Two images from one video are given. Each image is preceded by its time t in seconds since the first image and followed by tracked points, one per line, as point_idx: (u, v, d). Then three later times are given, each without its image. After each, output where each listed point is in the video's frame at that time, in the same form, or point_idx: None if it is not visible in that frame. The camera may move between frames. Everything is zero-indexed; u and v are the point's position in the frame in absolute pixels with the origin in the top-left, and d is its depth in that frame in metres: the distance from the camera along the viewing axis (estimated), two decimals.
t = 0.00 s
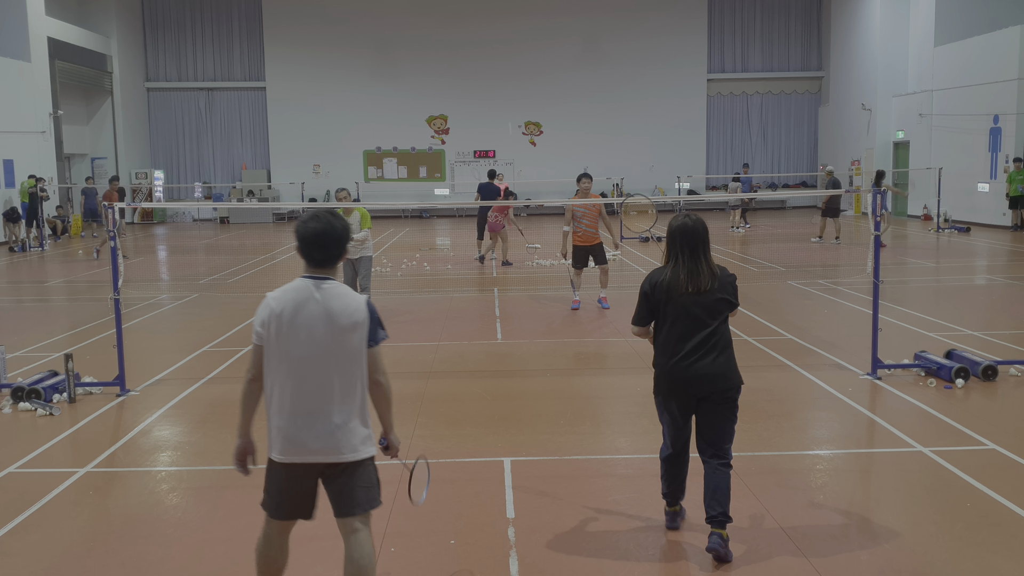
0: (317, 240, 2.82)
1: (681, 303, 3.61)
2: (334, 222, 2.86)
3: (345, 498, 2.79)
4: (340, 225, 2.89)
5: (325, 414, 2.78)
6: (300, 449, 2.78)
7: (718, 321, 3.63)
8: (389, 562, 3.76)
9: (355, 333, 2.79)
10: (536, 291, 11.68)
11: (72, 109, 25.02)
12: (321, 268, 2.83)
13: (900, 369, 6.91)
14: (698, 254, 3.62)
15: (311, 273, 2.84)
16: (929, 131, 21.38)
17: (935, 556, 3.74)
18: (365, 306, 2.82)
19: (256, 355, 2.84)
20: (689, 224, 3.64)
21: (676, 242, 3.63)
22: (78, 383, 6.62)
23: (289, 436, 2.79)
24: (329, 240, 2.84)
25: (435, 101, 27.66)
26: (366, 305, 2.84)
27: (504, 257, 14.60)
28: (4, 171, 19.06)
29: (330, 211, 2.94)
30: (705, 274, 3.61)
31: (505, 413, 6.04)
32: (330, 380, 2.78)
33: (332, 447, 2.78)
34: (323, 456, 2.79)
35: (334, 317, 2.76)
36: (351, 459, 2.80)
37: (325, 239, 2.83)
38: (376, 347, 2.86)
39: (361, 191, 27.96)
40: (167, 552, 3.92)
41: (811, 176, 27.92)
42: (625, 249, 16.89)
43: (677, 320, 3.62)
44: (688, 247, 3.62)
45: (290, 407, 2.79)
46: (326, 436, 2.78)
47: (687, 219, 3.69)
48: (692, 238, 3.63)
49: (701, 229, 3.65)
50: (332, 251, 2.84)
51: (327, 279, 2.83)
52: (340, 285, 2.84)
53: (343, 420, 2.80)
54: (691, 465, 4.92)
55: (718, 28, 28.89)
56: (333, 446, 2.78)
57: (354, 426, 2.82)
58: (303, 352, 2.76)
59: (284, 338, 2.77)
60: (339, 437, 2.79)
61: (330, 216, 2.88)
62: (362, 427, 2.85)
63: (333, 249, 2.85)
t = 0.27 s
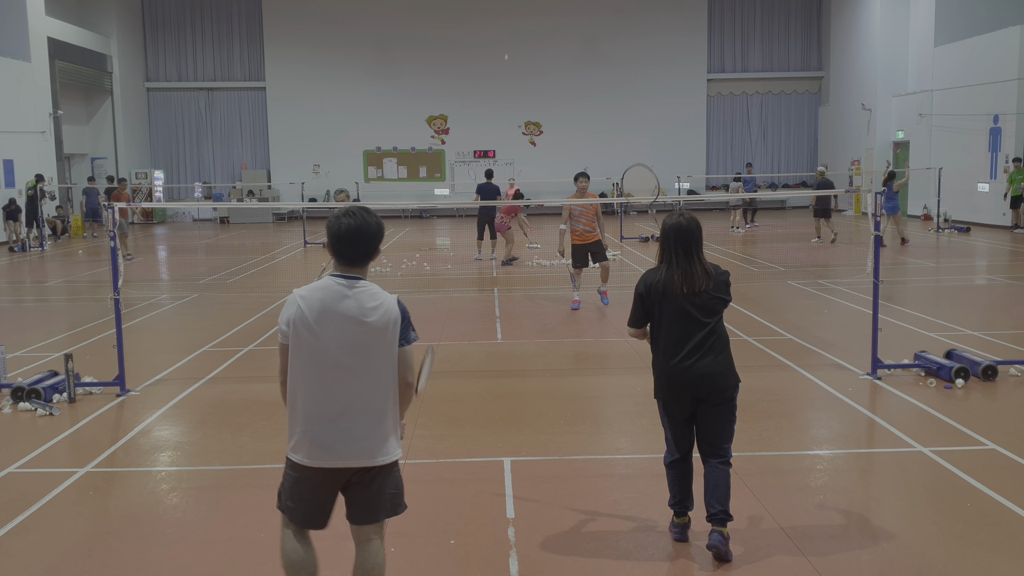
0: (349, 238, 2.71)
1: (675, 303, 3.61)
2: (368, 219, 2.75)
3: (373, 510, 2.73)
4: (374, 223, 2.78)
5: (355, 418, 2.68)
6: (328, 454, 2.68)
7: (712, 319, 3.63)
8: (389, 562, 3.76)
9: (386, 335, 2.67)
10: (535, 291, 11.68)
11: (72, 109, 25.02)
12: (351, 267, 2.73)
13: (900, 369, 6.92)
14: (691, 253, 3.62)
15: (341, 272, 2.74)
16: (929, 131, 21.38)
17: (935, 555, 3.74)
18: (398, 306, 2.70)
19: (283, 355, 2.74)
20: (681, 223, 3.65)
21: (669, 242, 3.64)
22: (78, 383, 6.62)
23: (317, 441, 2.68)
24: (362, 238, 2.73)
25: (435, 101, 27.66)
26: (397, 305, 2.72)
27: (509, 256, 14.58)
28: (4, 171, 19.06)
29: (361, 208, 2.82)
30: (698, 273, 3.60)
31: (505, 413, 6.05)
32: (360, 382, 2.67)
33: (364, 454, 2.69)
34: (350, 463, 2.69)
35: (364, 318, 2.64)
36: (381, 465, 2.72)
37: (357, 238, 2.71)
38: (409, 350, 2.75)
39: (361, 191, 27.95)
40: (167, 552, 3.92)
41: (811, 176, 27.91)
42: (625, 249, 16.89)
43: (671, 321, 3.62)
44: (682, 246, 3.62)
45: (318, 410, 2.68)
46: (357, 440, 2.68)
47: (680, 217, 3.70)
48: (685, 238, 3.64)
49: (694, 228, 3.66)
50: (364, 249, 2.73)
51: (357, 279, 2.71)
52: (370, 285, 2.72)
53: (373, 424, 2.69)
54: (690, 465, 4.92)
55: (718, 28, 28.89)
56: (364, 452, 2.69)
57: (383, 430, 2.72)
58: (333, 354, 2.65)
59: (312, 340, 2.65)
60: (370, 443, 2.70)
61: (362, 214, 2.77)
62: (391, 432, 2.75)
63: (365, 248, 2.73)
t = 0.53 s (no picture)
0: (359, 243, 2.59)
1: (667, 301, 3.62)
2: (382, 225, 2.63)
3: (401, 521, 2.65)
4: (388, 229, 2.65)
5: (370, 430, 2.56)
6: (345, 468, 2.54)
7: (704, 317, 3.62)
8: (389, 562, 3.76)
9: (400, 343, 2.56)
10: (535, 291, 11.68)
11: (72, 109, 25.04)
12: (363, 275, 2.61)
13: (900, 369, 6.91)
14: (684, 253, 3.62)
15: (350, 279, 2.61)
16: (929, 131, 21.38)
17: (935, 555, 3.74)
18: (411, 314, 2.60)
19: (293, 367, 2.61)
20: (674, 222, 3.65)
21: (661, 242, 3.64)
22: (79, 383, 6.62)
23: (334, 457, 2.55)
24: (374, 244, 2.61)
25: (435, 101, 27.67)
26: (410, 312, 2.62)
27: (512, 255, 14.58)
28: (3, 172, 19.06)
29: (372, 212, 2.68)
30: (692, 272, 3.60)
31: (505, 413, 6.04)
32: (376, 393, 2.56)
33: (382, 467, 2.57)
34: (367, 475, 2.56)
35: (376, 326, 2.52)
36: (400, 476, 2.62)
37: (374, 246, 2.60)
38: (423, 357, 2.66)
39: (361, 191, 27.96)
40: (168, 552, 3.92)
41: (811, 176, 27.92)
42: (625, 249, 16.88)
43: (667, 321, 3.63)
44: (676, 246, 3.62)
45: (334, 424, 2.56)
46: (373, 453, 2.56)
47: (674, 216, 3.70)
48: (677, 237, 3.64)
49: (688, 227, 3.66)
50: (375, 255, 2.61)
51: (370, 287, 2.59)
52: (383, 292, 2.60)
53: (389, 436, 2.59)
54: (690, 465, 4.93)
55: (718, 27, 28.88)
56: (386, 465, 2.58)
57: (398, 441, 2.61)
58: (347, 366, 2.52)
59: (324, 350, 2.52)
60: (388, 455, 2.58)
61: (372, 217, 2.64)
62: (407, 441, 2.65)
63: (377, 254, 2.62)
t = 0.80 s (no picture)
0: (361, 251, 2.53)
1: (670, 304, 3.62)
2: (379, 230, 2.56)
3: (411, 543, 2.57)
4: (386, 232, 2.58)
5: (386, 443, 2.50)
6: (363, 484, 2.48)
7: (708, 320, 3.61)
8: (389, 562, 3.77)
9: (411, 351, 2.51)
10: (535, 291, 11.68)
11: (72, 109, 25.05)
12: (366, 281, 2.55)
13: (900, 369, 6.92)
14: (688, 253, 3.61)
15: (354, 287, 2.56)
16: (930, 131, 21.38)
17: (935, 555, 3.74)
18: (421, 319, 2.55)
19: (299, 383, 2.53)
20: (677, 224, 3.62)
21: (667, 245, 3.62)
22: (78, 383, 6.62)
23: (351, 473, 2.48)
24: (376, 249, 2.55)
25: (435, 101, 27.66)
26: (420, 319, 2.56)
27: (513, 255, 14.58)
28: (3, 171, 19.06)
29: (362, 217, 2.61)
30: (695, 275, 3.58)
31: (505, 413, 6.04)
32: (390, 404, 2.49)
33: (402, 481, 2.52)
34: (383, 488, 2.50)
35: (386, 334, 2.47)
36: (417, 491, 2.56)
37: (372, 250, 2.54)
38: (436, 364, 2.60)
39: (361, 191, 27.97)
40: (167, 552, 3.92)
41: (811, 176, 27.93)
42: (625, 250, 16.88)
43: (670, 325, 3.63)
44: (678, 248, 3.61)
45: (349, 438, 2.48)
46: (390, 464, 2.51)
47: (677, 217, 3.68)
48: (681, 239, 3.62)
49: (692, 228, 3.63)
50: (378, 262, 2.55)
51: (374, 292, 2.54)
52: (389, 298, 2.54)
53: (406, 446, 2.53)
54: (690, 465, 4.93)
55: (718, 27, 28.87)
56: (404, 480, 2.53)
57: (415, 451, 2.55)
58: (361, 376, 2.46)
59: (335, 361, 2.45)
60: (408, 466, 2.54)
61: (369, 221, 2.58)
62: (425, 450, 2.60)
63: (378, 259, 2.55)
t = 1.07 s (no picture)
0: (375, 253, 2.47)
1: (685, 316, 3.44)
2: (385, 226, 2.50)
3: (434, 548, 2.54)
4: (391, 226, 2.52)
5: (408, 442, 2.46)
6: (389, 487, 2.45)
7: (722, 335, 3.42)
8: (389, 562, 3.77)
9: (430, 348, 2.46)
10: (535, 291, 11.69)
11: (72, 109, 25.04)
12: (381, 281, 2.49)
13: (900, 369, 6.91)
14: (709, 271, 3.41)
15: (367, 288, 2.49)
16: (929, 131, 21.38)
17: (935, 556, 3.74)
18: (438, 317, 2.49)
19: (314, 387, 2.46)
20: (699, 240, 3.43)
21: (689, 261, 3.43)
22: (78, 383, 6.62)
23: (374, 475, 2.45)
24: (387, 248, 2.49)
25: (435, 101, 27.67)
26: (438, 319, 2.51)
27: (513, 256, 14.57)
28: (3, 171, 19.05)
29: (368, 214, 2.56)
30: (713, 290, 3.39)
31: (505, 413, 6.04)
32: (410, 405, 2.45)
33: (426, 483, 2.49)
34: (411, 489, 2.47)
35: (403, 334, 2.42)
36: (434, 497, 2.50)
37: (383, 248, 2.48)
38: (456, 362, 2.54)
39: (362, 191, 27.98)
40: (167, 553, 3.92)
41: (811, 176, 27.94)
42: (625, 250, 16.88)
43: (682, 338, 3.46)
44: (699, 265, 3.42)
45: (371, 438, 2.45)
46: (413, 466, 2.46)
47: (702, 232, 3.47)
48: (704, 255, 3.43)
49: (715, 242, 3.43)
50: (391, 261, 2.50)
51: (389, 291, 2.48)
52: (403, 296, 2.49)
53: (427, 447, 2.49)
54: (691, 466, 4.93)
55: (718, 28, 28.87)
56: (425, 482, 2.48)
57: (438, 450, 2.51)
58: (381, 379, 2.42)
59: (354, 363, 2.41)
60: (432, 469, 2.49)
61: (377, 220, 2.51)
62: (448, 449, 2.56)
63: (391, 257, 2.49)
